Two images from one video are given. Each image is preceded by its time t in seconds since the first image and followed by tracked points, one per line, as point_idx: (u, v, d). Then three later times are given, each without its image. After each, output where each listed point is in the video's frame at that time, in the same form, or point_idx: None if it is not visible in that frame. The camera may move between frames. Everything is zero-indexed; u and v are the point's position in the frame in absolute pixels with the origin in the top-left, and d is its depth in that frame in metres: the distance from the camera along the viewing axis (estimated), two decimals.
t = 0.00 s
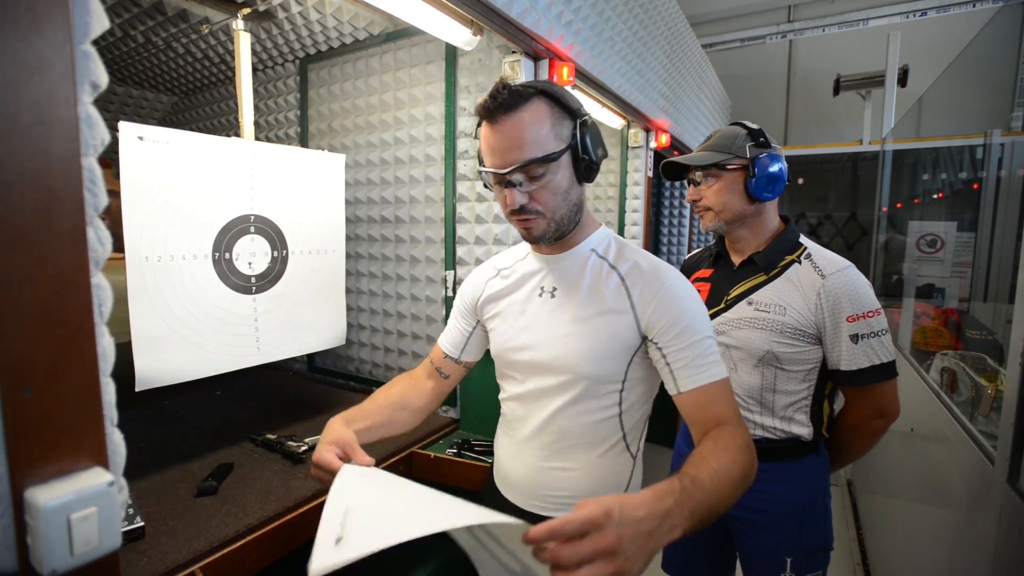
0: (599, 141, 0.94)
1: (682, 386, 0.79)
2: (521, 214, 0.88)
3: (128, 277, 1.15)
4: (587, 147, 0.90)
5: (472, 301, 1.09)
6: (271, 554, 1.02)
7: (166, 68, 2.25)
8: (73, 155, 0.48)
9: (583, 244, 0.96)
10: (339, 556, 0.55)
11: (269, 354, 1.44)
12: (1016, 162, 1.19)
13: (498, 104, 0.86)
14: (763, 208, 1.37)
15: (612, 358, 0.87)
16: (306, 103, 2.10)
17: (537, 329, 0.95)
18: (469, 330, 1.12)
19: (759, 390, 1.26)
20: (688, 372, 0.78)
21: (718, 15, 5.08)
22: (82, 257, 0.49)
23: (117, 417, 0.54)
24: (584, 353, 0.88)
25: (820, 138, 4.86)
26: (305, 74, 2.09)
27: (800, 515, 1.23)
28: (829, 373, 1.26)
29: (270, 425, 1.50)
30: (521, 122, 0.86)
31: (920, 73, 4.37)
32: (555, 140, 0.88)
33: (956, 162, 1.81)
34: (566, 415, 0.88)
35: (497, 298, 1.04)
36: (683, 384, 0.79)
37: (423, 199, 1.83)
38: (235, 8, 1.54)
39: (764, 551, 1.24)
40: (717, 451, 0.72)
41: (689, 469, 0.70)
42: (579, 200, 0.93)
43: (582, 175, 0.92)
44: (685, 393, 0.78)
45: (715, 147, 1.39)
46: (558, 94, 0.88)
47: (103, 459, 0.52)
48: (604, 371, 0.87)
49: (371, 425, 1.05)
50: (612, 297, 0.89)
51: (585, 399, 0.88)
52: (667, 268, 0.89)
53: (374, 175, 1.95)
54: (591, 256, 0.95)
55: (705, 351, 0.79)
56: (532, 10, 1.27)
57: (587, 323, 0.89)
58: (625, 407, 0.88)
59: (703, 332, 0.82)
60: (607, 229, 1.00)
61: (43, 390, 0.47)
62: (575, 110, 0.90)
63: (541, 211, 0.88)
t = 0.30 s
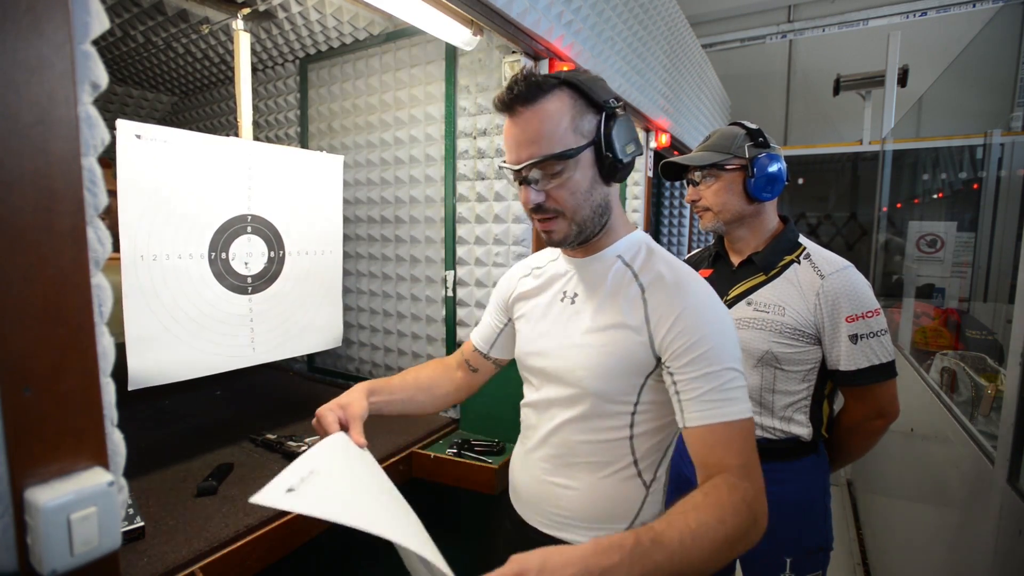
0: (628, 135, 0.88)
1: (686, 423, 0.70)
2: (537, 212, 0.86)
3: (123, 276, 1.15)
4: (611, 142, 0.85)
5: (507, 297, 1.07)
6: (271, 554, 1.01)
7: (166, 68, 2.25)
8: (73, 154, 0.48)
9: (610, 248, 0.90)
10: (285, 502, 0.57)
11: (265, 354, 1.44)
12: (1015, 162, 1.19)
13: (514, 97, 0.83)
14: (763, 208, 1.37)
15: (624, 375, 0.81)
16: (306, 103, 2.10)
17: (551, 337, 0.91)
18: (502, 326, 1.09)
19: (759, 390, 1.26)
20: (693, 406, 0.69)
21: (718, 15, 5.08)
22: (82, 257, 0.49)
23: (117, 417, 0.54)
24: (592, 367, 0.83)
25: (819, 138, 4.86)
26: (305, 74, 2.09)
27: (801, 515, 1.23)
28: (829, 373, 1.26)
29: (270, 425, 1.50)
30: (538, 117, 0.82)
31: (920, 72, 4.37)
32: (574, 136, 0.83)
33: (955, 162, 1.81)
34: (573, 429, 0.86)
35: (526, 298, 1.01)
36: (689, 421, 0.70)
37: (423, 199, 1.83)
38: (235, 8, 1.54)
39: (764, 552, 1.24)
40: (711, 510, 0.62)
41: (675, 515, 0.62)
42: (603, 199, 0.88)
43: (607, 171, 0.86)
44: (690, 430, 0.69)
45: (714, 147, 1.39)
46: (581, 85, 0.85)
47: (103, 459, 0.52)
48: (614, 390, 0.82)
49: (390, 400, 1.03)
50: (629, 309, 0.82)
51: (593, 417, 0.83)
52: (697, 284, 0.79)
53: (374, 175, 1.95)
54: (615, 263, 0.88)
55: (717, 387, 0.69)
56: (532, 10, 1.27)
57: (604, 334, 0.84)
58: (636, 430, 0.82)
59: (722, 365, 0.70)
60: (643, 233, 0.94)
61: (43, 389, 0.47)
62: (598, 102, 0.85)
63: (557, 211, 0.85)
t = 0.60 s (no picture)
0: (580, 128, 0.71)
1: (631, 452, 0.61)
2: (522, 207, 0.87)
3: (123, 276, 1.15)
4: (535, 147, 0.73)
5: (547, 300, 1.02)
6: (271, 555, 1.01)
7: (166, 68, 2.25)
8: (73, 155, 0.48)
9: (614, 252, 0.78)
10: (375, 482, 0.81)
11: (267, 354, 1.44)
12: (1016, 161, 1.19)
13: (509, 98, 0.85)
14: (762, 208, 1.37)
15: (618, 401, 0.73)
16: (306, 102, 2.10)
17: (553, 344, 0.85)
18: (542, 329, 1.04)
19: (759, 391, 1.26)
20: (652, 443, 0.59)
21: (718, 14, 5.08)
22: (82, 257, 0.49)
23: (117, 417, 0.54)
24: (581, 387, 0.76)
25: (819, 138, 4.87)
26: (305, 74, 2.09)
27: (800, 515, 1.23)
28: (829, 373, 1.26)
29: (269, 425, 1.50)
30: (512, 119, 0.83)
31: (920, 72, 4.37)
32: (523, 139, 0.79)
33: (956, 162, 1.81)
34: (570, 441, 0.81)
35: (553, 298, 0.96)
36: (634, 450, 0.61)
37: (423, 199, 1.83)
38: (235, 8, 1.54)
39: (764, 552, 1.24)
40: (598, 501, 0.60)
41: (564, 482, 0.62)
42: (557, 205, 0.78)
43: (545, 174, 0.73)
44: (639, 464, 0.60)
45: (713, 147, 1.39)
46: (540, 78, 0.75)
47: (103, 459, 0.53)
48: (599, 410, 0.75)
49: (456, 401, 1.02)
50: (612, 321, 0.72)
51: (587, 434, 0.78)
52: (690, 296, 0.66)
53: (374, 175, 1.95)
54: (613, 267, 0.77)
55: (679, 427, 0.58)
56: (532, 10, 1.28)
57: (590, 346, 0.75)
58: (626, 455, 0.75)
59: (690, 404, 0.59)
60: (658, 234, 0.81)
61: (44, 389, 0.47)
62: (545, 96, 0.74)
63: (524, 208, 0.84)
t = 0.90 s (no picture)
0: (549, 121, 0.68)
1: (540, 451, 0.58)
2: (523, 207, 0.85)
3: (129, 277, 1.14)
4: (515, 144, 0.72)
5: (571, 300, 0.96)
6: (271, 555, 1.01)
7: (166, 68, 2.25)
8: (73, 154, 0.48)
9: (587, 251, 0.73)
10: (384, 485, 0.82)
11: (273, 354, 1.44)
12: (1016, 162, 1.19)
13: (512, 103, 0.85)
14: (762, 208, 1.36)
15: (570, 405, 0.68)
16: (306, 102, 2.10)
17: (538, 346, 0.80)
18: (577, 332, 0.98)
19: (758, 391, 1.26)
20: (552, 440, 0.56)
21: (718, 14, 5.08)
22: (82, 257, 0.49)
23: (117, 417, 0.54)
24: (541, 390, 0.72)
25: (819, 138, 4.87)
26: (305, 74, 2.09)
27: (800, 516, 1.23)
28: (829, 373, 1.25)
29: (269, 425, 1.50)
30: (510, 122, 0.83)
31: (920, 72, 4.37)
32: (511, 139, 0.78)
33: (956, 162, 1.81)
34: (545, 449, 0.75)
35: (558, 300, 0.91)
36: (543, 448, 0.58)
37: (423, 199, 1.83)
38: (235, 8, 1.54)
39: (763, 551, 1.25)
40: (490, 488, 0.62)
41: (471, 479, 0.64)
42: (540, 201, 0.75)
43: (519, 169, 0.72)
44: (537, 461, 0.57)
45: (713, 147, 1.38)
46: (526, 82, 0.76)
47: (103, 460, 0.52)
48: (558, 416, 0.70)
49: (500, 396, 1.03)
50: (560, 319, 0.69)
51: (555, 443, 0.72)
52: (629, 294, 0.60)
53: (374, 175, 1.95)
54: (581, 267, 0.72)
55: (582, 431, 0.54)
56: (532, 10, 1.28)
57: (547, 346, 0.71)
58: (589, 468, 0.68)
59: (596, 408, 0.54)
60: (637, 231, 0.73)
61: (44, 389, 0.47)
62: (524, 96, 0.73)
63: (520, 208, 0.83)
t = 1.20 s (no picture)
0: (547, 115, 0.69)
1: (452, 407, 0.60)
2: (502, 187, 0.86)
3: (133, 278, 1.14)
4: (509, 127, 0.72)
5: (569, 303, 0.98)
6: (270, 555, 1.01)
7: (166, 68, 2.25)
8: (73, 154, 0.47)
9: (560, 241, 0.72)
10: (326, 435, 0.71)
11: (273, 353, 1.44)
12: (1015, 162, 1.19)
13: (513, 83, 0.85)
14: (761, 208, 1.36)
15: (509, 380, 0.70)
16: (306, 103, 2.10)
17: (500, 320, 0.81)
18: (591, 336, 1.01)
19: (757, 391, 1.26)
20: (463, 399, 0.57)
21: (718, 14, 5.08)
22: (82, 256, 0.49)
23: (117, 417, 0.54)
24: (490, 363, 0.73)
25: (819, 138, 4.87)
26: (305, 74, 2.09)
27: (800, 516, 1.23)
28: (828, 373, 1.25)
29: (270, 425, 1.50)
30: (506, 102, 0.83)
31: (920, 72, 4.37)
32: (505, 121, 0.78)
33: (956, 162, 1.81)
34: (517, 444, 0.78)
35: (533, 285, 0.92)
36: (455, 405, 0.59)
37: (423, 199, 1.83)
38: (235, 8, 1.54)
39: (763, 551, 1.25)
40: (397, 434, 0.62)
41: (390, 424, 0.64)
42: (522, 189, 0.76)
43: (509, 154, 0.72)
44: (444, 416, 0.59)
45: (712, 147, 1.38)
46: (533, 67, 0.75)
47: (103, 460, 0.52)
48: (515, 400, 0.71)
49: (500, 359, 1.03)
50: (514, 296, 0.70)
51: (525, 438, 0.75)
52: (577, 286, 0.61)
53: (374, 175, 1.95)
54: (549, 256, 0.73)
55: (495, 399, 0.56)
56: (531, 10, 1.28)
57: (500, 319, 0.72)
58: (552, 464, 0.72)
59: (514, 382, 0.56)
60: (601, 227, 0.73)
61: (43, 389, 0.47)
62: (529, 81, 0.73)
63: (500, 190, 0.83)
